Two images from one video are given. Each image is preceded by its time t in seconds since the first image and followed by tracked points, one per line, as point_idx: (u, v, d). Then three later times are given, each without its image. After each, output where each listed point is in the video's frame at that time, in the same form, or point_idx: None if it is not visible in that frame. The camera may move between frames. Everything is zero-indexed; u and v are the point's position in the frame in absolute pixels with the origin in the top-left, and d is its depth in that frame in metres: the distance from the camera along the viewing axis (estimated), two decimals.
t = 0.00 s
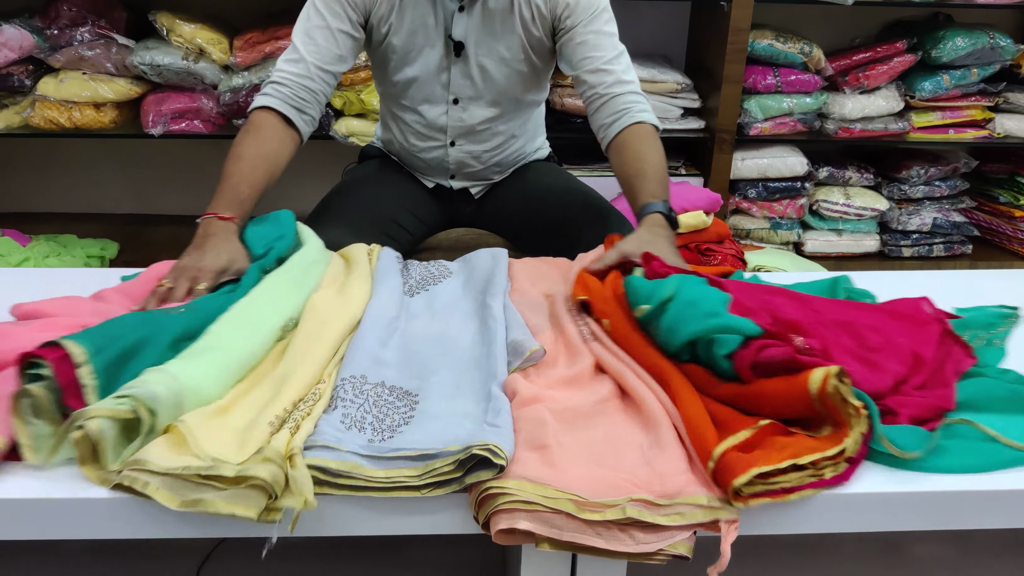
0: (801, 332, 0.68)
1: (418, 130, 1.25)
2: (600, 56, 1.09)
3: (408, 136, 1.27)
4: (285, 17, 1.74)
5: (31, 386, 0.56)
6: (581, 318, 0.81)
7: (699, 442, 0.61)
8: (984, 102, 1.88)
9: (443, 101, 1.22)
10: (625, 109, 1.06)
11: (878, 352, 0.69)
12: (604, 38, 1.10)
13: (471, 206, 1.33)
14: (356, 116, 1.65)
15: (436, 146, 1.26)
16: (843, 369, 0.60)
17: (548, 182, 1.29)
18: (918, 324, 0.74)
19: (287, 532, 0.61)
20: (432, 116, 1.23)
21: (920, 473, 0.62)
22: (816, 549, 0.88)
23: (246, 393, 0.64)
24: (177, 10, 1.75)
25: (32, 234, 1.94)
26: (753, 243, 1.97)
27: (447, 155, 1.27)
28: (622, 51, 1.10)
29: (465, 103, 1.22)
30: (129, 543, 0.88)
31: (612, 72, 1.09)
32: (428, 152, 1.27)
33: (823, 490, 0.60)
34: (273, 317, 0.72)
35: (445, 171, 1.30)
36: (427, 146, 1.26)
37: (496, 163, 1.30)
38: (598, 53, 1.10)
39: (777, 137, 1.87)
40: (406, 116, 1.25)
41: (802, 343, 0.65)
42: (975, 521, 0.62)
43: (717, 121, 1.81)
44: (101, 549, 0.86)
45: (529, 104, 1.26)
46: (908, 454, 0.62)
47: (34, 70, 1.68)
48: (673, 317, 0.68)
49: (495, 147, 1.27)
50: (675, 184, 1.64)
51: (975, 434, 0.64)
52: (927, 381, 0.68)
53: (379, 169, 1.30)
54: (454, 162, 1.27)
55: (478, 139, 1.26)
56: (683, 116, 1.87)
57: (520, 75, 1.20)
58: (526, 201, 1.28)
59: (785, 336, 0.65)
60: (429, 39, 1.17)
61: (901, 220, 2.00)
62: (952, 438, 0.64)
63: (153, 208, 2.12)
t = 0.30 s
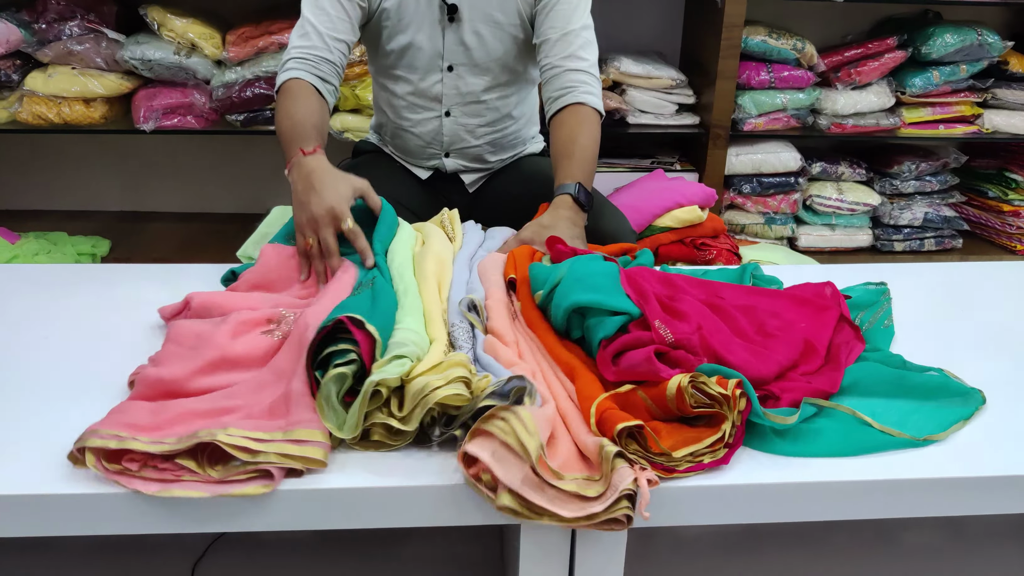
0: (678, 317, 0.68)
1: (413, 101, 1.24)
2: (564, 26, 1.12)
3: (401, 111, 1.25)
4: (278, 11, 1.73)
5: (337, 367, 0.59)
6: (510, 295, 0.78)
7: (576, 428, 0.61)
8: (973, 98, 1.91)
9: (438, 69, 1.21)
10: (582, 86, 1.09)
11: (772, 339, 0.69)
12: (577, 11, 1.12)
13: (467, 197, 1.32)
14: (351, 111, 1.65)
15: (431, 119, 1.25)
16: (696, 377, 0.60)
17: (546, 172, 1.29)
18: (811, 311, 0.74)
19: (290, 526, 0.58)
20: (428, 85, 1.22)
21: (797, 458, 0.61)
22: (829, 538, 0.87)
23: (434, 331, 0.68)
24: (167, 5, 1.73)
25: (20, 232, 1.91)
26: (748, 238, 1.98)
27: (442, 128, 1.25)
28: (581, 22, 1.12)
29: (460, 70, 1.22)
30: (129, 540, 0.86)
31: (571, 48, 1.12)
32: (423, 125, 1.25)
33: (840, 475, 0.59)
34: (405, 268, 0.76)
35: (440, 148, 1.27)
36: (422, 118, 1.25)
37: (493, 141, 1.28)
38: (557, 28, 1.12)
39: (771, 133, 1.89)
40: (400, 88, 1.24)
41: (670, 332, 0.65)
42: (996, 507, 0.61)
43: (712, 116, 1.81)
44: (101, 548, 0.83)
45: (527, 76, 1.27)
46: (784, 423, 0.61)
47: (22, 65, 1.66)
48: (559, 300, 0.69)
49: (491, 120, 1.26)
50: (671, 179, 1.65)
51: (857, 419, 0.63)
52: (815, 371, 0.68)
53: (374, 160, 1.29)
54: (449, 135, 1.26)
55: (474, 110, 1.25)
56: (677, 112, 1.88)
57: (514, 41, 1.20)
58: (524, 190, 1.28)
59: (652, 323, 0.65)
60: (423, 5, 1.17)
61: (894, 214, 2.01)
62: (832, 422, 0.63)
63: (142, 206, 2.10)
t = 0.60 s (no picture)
0: (711, 304, 0.68)
1: (418, 95, 1.24)
2: (588, 17, 1.14)
3: (405, 104, 1.25)
4: (277, 4, 1.72)
5: (293, 383, 0.58)
6: (529, 288, 0.80)
7: (585, 415, 0.60)
8: (979, 89, 1.89)
9: (446, 63, 1.22)
10: (604, 76, 1.11)
11: (801, 328, 0.70)
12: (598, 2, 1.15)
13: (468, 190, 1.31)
14: (350, 104, 1.63)
15: (437, 112, 1.25)
16: (715, 364, 0.59)
17: (547, 165, 1.28)
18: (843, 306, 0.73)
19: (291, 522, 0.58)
20: (435, 78, 1.23)
21: (810, 450, 0.61)
22: (830, 535, 0.87)
23: (420, 327, 0.67)
24: None
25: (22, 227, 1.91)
26: (751, 231, 1.97)
27: (447, 121, 1.25)
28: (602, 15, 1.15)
29: (467, 64, 1.22)
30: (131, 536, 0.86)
31: (596, 38, 1.13)
32: (428, 118, 1.25)
33: (850, 470, 0.58)
34: (389, 270, 0.75)
35: (443, 142, 1.28)
36: (428, 112, 1.25)
37: (497, 135, 1.29)
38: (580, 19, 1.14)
39: (774, 125, 1.87)
40: (406, 81, 1.24)
41: (705, 318, 0.65)
42: (997, 501, 0.61)
43: (715, 108, 1.80)
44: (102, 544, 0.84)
45: (534, 71, 1.27)
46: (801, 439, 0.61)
47: (21, 59, 1.65)
48: (605, 295, 0.68)
49: (496, 115, 1.27)
50: (674, 172, 1.64)
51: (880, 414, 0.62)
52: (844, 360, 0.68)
53: (375, 153, 1.29)
54: (454, 129, 1.26)
55: (480, 104, 1.25)
56: (680, 104, 1.86)
57: (522, 36, 1.21)
58: (524, 183, 1.27)
59: (690, 309, 0.65)
60: None
61: (898, 207, 2.01)
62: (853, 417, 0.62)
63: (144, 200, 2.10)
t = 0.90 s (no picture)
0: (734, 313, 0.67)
1: (423, 102, 1.23)
2: (602, 29, 1.12)
3: (409, 111, 1.25)
4: None
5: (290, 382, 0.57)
6: (540, 286, 0.79)
7: (585, 412, 0.60)
8: (981, 88, 1.89)
9: (451, 73, 1.20)
10: (620, 93, 1.10)
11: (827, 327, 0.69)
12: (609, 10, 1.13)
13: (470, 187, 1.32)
14: (350, 100, 1.63)
15: (441, 120, 1.24)
16: (722, 368, 0.59)
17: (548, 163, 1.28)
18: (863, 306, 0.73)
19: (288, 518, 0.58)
20: (440, 87, 1.21)
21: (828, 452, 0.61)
22: (828, 533, 0.87)
23: (418, 323, 0.67)
24: None
25: (20, 220, 1.91)
26: (751, 228, 1.98)
27: (451, 129, 1.25)
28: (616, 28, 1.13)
29: (472, 74, 1.21)
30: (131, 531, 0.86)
31: (612, 53, 1.11)
32: (432, 126, 1.25)
33: (848, 468, 0.59)
34: (387, 268, 0.74)
35: (446, 147, 1.27)
36: (432, 119, 1.24)
37: (500, 142, 1.28)
38: (594, 31, 1.12)
39: (774, 123, 1.87)
40: (411, 88, 1.23)
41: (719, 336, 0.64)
42: (994, 501, 0.61)
43: (716, 105, 1.80)
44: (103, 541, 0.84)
45: (539, 80, 1.26)
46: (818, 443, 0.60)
47: (20, 52, 1.65)
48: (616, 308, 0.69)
49: (500, 123, 1.26)
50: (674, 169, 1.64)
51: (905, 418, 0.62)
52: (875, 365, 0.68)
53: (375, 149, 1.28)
54: (457, 136, 1.25)
55: (483, 114, 1.25)
56: (681, 101, 1.86)
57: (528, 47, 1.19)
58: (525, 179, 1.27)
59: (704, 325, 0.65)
60: (440, 8, 1.15)
61: (898, 205, 2.01)
62: (875, 423, 0.62)
63: (142, 193, 2.09)
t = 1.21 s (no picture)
0: (661, 307, 0.70)
1: (426, 95, 1.22)
2: (594, 31, 1.12)
3: (413, 103, 1.24)
4: None
5: (321, 364, 0.58)
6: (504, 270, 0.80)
7: (580, 402, 0.60)
8: (986, 85, 1.88)
9: (455, 65, 1.20)
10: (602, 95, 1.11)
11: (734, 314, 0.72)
12: (604, 14, 1.12)
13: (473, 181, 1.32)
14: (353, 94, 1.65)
15: (444, 113, 1.24)
16: (689, 351, 0.60)
17: (552, 159, 1.29)
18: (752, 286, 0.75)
19: (287, 510, 0.58)
20: (443, 79, 1.21)
21: (778, 421, 0.63)
22: (826, 532, 0.87)
23: (437, 312, 0.67)
24: None
25: (25, 213, 1.92)
26: (754, 225, 1.97)
27: (454, 122, 1.24)
28: (614, 32, 1.14)
29: (476, 67, 1.20)
30: (132, 525, 0.86)
31: (602, 57, 1.12)
32: (435, 119, 1.24)
33: (849, 463, 0.58)
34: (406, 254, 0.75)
35: (449, 140, 1.27)
36: (435, 112, 1.24)
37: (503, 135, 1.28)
38: (587, 32, 1.12)
39: (779, 119, 1.86)
40: (414, 79, 1.23)
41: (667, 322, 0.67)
42: (992, 498, 0.60)
43: (719, 101, 1.79)
44: (104, 534, 0.84)
45: (543, 74, 1.25)
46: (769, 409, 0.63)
47: (25, 45, 1.66)
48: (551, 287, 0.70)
49: (503, 116, 1.26)
50: (676, 165, 1.64)
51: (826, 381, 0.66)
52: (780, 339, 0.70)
53: (376, 140, 1.28)
54: (461, 129, 1.25)
55: (487, 107, 1.24)
56: (684, 97, 1.86)
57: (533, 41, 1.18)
58: (529, 175, 1.28)
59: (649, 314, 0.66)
60: None
61: (902, 203, 1.99)
62: (810, 388, 0.65)
63: (147, 188, 2.10)
